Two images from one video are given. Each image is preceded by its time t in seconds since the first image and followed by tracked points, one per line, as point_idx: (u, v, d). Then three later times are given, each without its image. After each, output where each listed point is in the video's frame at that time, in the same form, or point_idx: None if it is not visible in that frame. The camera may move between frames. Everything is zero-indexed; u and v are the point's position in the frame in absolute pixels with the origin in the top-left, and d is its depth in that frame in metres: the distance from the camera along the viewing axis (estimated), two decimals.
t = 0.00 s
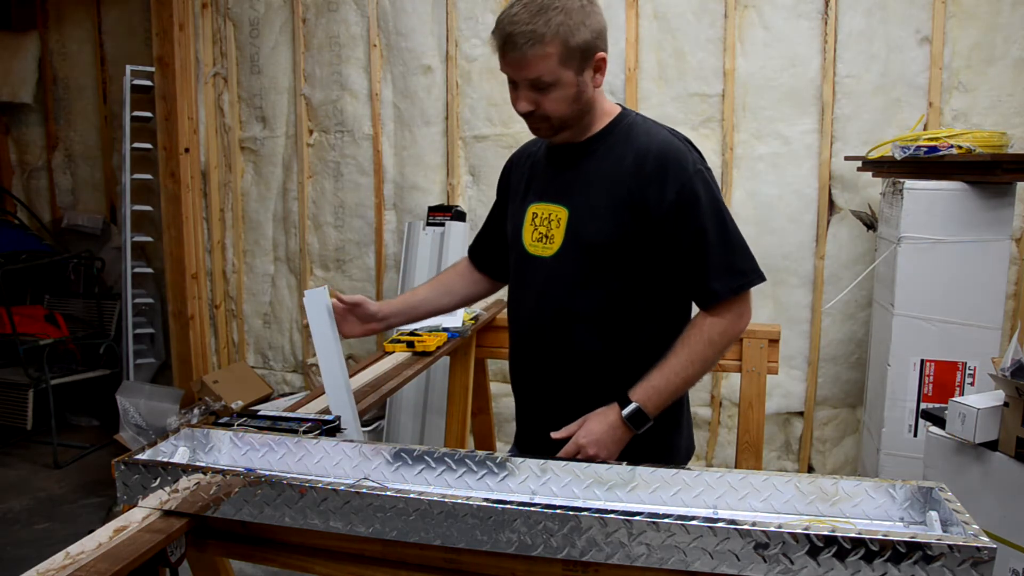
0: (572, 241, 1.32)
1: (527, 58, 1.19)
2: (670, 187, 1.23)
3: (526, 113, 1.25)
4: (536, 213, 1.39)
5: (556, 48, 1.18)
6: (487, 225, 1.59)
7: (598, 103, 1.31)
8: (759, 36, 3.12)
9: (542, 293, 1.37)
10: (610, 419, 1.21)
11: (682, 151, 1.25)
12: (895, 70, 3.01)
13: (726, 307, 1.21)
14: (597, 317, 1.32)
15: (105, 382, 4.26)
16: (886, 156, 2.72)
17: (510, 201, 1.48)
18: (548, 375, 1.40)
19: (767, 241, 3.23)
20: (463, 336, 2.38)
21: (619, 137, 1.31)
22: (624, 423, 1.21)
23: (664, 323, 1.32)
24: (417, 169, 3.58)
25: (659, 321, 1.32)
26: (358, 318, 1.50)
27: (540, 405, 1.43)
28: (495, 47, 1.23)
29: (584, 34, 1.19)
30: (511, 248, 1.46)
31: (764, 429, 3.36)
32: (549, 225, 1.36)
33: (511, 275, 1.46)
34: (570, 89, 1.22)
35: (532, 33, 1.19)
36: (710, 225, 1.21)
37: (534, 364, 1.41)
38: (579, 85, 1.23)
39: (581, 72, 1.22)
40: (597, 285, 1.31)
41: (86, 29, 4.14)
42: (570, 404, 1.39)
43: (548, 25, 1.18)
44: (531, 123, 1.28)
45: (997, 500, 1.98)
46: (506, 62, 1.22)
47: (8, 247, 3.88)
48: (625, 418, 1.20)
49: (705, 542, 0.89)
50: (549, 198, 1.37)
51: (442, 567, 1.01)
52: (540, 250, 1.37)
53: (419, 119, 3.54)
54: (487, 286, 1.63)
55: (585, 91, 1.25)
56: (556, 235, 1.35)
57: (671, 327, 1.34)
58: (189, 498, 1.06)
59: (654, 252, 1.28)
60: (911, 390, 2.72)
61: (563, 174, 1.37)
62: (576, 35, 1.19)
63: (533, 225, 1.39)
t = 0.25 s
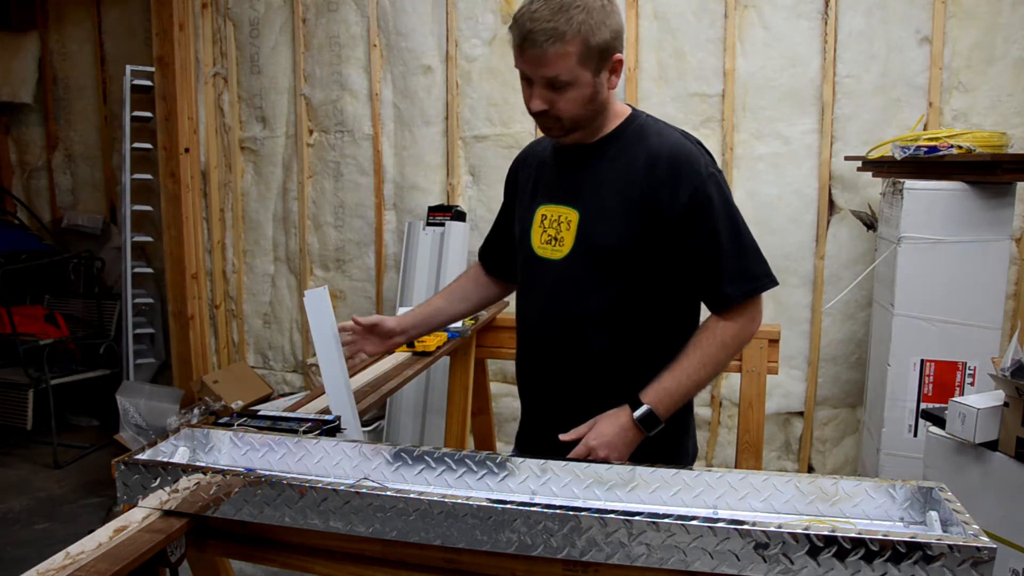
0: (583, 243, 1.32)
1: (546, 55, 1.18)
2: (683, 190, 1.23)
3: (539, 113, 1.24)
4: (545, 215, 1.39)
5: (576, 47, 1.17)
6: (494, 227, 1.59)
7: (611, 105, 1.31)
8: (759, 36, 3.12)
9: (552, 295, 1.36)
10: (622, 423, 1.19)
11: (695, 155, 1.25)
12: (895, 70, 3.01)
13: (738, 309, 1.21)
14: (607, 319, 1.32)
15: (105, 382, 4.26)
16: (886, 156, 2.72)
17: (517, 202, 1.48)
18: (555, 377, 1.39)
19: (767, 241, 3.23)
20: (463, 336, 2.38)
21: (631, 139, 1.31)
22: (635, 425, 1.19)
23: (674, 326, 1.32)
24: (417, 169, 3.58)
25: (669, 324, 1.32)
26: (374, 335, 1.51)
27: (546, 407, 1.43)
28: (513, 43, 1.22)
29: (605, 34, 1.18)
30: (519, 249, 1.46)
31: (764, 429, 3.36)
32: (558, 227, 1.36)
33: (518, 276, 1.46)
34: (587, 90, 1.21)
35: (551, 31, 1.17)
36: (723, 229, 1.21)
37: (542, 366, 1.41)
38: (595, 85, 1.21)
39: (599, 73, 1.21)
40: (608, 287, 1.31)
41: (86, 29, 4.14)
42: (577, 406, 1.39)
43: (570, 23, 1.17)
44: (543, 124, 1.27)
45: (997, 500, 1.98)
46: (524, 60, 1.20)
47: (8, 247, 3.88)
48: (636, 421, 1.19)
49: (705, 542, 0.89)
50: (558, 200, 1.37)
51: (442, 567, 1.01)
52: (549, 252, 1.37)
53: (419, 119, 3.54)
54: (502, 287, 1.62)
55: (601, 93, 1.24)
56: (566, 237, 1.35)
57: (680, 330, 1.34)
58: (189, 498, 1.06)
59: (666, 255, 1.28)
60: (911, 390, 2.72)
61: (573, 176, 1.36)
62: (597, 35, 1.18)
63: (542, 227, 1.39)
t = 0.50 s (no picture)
0: (597, 246, 1.31)
1: (576, 57, 1.14)
2: (701, 196, 1.22)
3: (563, 113, 1.20)
4: (556, 215, 1.37)
5: (606, 48, 1.13)
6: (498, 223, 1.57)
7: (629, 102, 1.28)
8: (759, 36, 3.12)
9: (562, 297, 1.36)
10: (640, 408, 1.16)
11: (713, 160, 1.24)
12: (895, 70, 3.01)
13: (755, 317, 1.22)
14: (619, 323, 1.31)
15: (105, 382, 4.26)
16: (886, 156, 2.72)
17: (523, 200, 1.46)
18: (563, 379, 1.39)
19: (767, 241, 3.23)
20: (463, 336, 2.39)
21: (645, 141, 1.29)
22: (654, 412, 1.17)
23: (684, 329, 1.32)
24: (417, 169, 3.58)
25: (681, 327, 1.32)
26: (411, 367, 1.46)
27: (551, 408, 1.42)
28: (538, 42, 1.17)
29: (632, 33, 1.15)
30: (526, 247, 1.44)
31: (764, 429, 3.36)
32: (570, 228, 1.35)
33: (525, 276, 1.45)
34: (613, 90, 1.18)
35: (581, 31, 1.13)
36: (741, 236, 1.21)
37: (549, 367, 1.40)
38: (622, 86, 1.18)
39: (625, 73, 1.17)
40: (620, 291, 1.30)
41: (86, 29, 4.14)
42: (583, 408, 1.38)
43: (600, 23, 1.13)
44: (564, 124, 1.23)
45: (997, 500, 1.98)
46: (550, 59, 1.15)
47: (8, 247, 3.89)
48: (655, 407, 1.16)
49: (705, 542, 0.89)
50: (570, 200, 1.36)
51: (442, 566, 1.01)
52: (560, 254, 1.36)
53: (419, 119, 3.54)
54: (520, 277, 1.57)
55: (626, 94, 1.20)
56: (579, 238, 1.34)
57: (688, 333, 1.34)
58: (189, 498, 1.06)
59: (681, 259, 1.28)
60: (911, 390, 2.72)
61: (585, 176, 1.35)
62: (625, 34, 1.14)
63: (552, 227, 1.37)
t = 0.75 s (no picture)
0: (604, 247, 1.29)
1: (597, 55, 1.13)
2: (712, 198, 1.22)
3: (579, 112, 1.19)
4: (560, 214, 1.35)
5: (625, 45, 1.13)
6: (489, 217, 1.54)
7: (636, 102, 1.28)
8: (759, 36, 3.12)
9: (566, 298, 1.34)
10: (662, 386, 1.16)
11: (722, 163, 1.24)
12: (895, 70, 3.01)
13: (761, 314, 1.24)
14: (627, 323, 1.30)
15: (105, 382, 4.26)
16: (886, 156, 2.72)
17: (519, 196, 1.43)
18: (564, 378, 1.38)
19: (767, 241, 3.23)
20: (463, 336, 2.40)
21: (652, 140, 1.28)
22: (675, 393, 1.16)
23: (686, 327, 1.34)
24: (417, 169, 3.58)
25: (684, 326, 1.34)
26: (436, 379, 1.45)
27: (549, 406, 1.41)
28: (555, 39, 1.15)
29: (648, 31, 1.15)
30: (524, 246, 1.42)
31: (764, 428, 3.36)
32: (576, 227, 1.32)
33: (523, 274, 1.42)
34: (630, 88, 1.18)
35: (602, 27, 1.12)
36: (752, 238, 1.22)
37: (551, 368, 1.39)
38: (638, 83, 1.18)
39: (640, 70, 1.18)
40: (628, 292, 1.29)
41: (86, 29, 4.14)
42: (582, 406, 1.38)
43: (620, 20, 1.12)
44: (579, 123, 1.21)
45: (997, 500, 1.98)
46: (569, 56, 1.14)
47: (8, 247, 3.88)
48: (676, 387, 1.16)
49: (705, 542, 0.89)
50: (573, 199, 1.33)
51: (442, 566, 1.01)
52: (565, 254, 1.34)
53: (419, 119, 3.54)
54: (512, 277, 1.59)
55: (640, 91, 1.20)
56: (586, 238, 1.31)
57: (689, 330, 1.35)
58: (189, 498, 1.06)
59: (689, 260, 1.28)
60: (911, 390, 2.72)
61: (589, 174, 1.32)
62: (642, 31, 1.14)
63: (555, 226, 1.35)
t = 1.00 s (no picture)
0: (604, 245, 1.26)
1: (578, 49, 1.11)
2: (708, 195, 1.23)
3: (559, 107, 1.16)
4: (550, 211, 1.28)
5: (609, 42, 1.12)
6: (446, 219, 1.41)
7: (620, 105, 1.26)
8: (759, 36, 3.12)
9: (560, 300, 1.28)
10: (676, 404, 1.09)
11: (712, 161, 1.26)
12: (895, 70, 3.01)
13: (749, 311, 1.26)
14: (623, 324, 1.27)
15: (105, 382, 4.26)
16: (886, 156, 2.72)
17: (495, 194, 1.35)
18: (550, 385, 1.32)
19: (766, 241, 3.23)
20: (463, 336, 2.40)
21: (643, 137, 1.26)
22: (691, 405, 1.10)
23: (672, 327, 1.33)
24: (417, 169, 3.58)
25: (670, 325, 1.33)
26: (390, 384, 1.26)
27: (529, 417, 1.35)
28: (537, 31, 1.13)
29: (633, 30, 1.14)
30: (506, 246, 1.34)
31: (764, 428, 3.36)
32: (571, 225, 1.27)
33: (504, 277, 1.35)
34: (611, 87, 1.16)
35: (585, 22, 1.11)
36: (743, 234, 1.25)
37: (540, 375, 1.32)
38: (620, 82, 1.16)
39: (624, 70, 1.16)
40: (628, 292, 1.26)
41: (86, 29, 4.14)
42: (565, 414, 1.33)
43: (603, 16, 1.11)
44: (558, 118, 1.19)
45: (998, 501, 1.98)
46: (551, 49, 1.12)
47: (8, 247, 3.88)
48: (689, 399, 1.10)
49: (704, 542, 0.89)
50: (565, 197, 1.28)
51: (442, 567, 1.01)
52: (559, 254, 1.27)
53: (419, 119, 3.54)
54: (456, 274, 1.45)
55: (623, 92, 1.19)
56: (582, 237, 1.26)
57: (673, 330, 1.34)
58: (189, 498, 1.06)
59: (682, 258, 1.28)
60: (911, 390, 2.72)
61: (580, 171, 1.28)
62: (627, 30, 1.13)
63: (545, 225, 1.29)
